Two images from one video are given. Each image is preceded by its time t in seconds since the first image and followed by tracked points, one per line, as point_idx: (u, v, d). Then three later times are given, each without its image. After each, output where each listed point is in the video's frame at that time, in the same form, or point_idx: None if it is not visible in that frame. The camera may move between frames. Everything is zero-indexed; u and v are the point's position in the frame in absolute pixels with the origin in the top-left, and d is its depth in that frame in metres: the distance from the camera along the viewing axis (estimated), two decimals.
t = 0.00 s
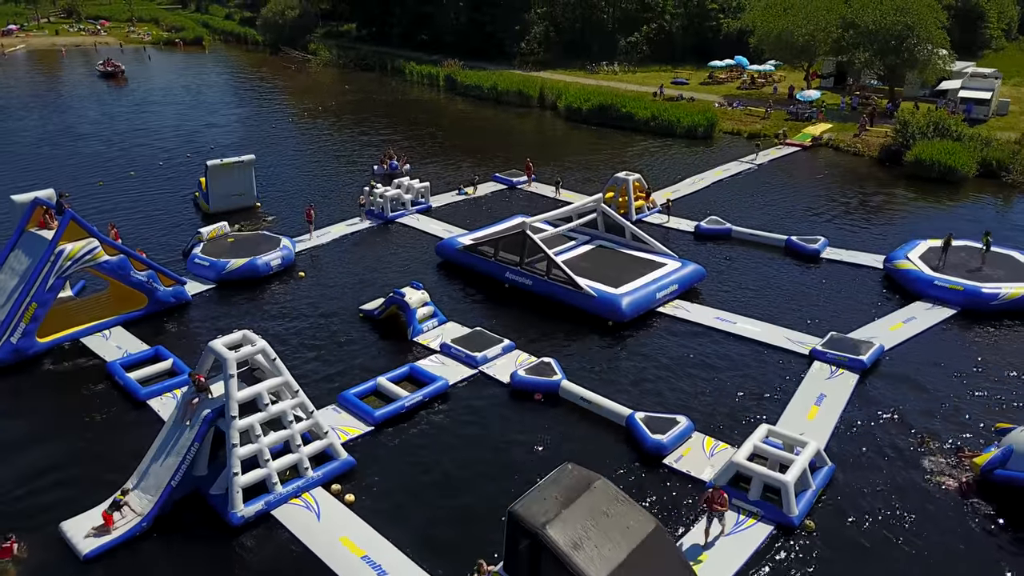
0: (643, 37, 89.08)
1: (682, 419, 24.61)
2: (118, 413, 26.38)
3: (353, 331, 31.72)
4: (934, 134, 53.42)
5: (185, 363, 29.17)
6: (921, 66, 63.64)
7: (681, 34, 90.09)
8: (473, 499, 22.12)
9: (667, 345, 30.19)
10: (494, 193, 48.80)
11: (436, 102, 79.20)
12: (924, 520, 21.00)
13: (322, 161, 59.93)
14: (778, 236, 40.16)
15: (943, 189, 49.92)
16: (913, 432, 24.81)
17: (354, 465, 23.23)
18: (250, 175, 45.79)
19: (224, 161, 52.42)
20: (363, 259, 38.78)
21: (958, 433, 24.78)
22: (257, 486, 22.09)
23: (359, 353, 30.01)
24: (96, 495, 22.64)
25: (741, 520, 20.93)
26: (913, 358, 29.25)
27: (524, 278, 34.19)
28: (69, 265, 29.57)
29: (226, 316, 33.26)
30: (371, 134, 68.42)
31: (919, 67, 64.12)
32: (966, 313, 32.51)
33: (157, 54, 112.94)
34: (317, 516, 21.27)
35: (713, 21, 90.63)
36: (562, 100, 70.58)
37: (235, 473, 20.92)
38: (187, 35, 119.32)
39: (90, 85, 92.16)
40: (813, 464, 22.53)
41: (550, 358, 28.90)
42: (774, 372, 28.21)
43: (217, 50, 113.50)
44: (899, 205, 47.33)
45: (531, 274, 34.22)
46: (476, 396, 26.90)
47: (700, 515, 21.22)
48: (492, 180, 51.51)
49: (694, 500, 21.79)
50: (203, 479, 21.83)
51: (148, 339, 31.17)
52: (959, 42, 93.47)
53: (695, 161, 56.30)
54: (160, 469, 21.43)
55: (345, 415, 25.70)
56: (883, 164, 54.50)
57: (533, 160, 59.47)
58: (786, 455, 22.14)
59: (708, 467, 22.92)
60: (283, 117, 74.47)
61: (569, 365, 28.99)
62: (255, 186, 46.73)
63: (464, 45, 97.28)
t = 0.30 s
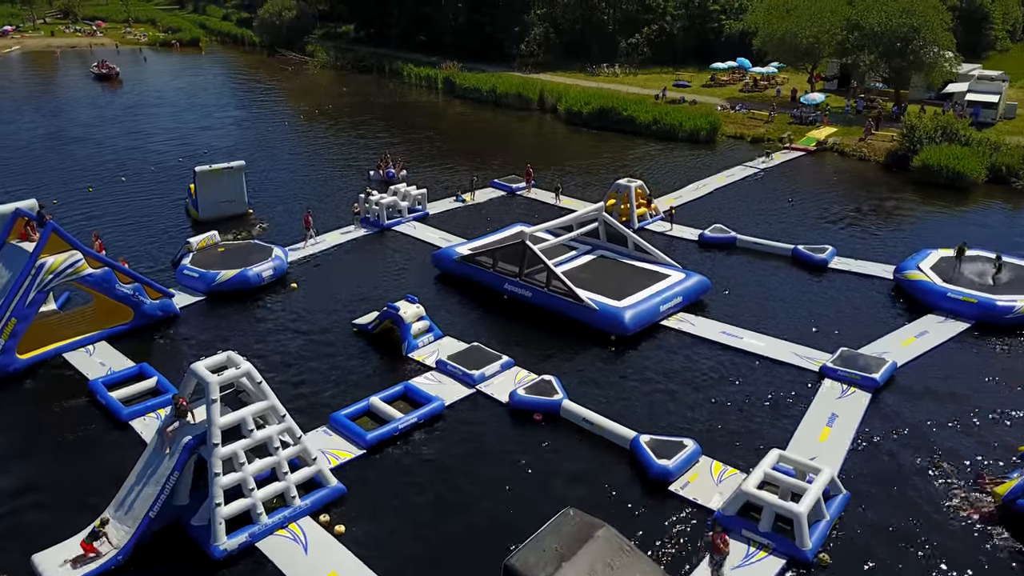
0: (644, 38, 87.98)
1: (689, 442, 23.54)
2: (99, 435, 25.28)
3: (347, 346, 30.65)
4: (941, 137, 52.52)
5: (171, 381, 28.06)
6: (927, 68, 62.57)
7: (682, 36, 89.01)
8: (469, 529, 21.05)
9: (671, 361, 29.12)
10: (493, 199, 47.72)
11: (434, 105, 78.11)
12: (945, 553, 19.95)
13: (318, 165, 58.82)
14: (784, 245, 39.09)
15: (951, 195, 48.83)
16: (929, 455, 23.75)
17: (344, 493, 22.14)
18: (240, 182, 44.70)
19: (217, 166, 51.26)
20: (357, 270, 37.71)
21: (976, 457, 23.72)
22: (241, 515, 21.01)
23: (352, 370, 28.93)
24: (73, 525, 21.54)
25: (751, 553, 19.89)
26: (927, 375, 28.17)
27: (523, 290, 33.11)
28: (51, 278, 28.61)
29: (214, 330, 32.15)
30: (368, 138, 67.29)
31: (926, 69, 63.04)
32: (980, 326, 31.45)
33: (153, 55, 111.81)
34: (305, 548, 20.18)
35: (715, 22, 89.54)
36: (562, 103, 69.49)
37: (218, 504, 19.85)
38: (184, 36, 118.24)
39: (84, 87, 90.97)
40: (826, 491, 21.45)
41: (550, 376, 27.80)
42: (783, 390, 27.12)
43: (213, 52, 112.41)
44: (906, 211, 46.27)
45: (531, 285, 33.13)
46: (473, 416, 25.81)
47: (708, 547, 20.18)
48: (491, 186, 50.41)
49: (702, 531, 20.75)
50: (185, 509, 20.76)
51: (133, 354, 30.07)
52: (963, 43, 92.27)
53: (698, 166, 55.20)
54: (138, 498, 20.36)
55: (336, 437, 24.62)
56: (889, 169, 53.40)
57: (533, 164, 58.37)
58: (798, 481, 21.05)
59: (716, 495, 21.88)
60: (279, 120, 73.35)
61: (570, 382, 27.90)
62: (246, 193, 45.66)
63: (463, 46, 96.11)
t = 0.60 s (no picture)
0: (644, 39, 86.89)
1: (695, 469, 22.45)
2: (77, 457, 24.13)
3: (339, 363, 29.54)
4: (949, 142, 51.38)
5: (154, 400, 26.92)
6: (933, 71, 61.49)
7: (683, 37, 87.98)
8: (465, 562, 19.95)
9: (675, 379, 28.04)
10: (491, 206, 46.64)
11: (432, 107, 77.01)
12: None
13: (312, 169, 57.66)
14: (791, 255, 38.00)
15: (959, 202, 47.71)
16: (947, 481, 22.67)
17: (333, 523, 21.03)
18: (230, 190, 43.51)
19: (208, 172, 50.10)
20: (351, 281, 36.60)
21: (997, 484, 22.65)
22: (222, 549, 19.89)
23: (344, 388, 27.82)
24: (45, 557, 20.36)
25: None
26: (941, 393, 27.07)
27: (522, 302, 32.02)
28: (29, 293, 27.55)
29: (201, 345, 31.02)
30: (364, 141, 66.12)
31: (932, 72, 61.93)
32: (995, 341, 30.36)
33: (149, 57, 110.62)
34: None
35: (716, 23, 88.40)
36: (562, 106, 68.37)
37: (197, 539, 18.74)
38: (179, 37, 117.11)
39: (77, 89, 89.73)
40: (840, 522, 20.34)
41: (549, 395, 26.71)
42: (793, 411, 26.02)
43: (210, 53, 111.21)
44: (913, 217, 45.19)
45: (530, 298, 32.02)
46: (469, 438, 24.71)
47: None
48: (489, 192, 49.29)
49: (710, 565, 19.68)
50: (163, 542, 19.66)
51: (116, 372, 28.90)
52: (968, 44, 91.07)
53: (700, 171, 54.10)
54: (113, 532, 19.25)
55: (325, 462, 23.52)
56: (896, 174, 52.31)
57: (532, 169, 57.24)
58: (810, 512, 19.94)
59: (724, 525, 20.80)
60: (274, 123, 72.17)
61: (571, 401, 26.78)
62: (237, 200, 44.50)
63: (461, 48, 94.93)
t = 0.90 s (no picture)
0: (645, 41, 85.77)
1: (702, 498, 21.33)
2: (52, 483, 22.95)
3: (329, 380, 28.39)
4: (958, 147, 50.20)
5: (136, 421, 25.74)
6: (940, 74, 60.40)
7: (684, 38, 86.97)
8: None
9: (680, 398, 26.92)
10: (489, 214, 45.51)
11: (430, 110, 75.85)
12: None
13: (307, 174, 56.49)
14: (798, 265, 36.92)
15: (970, 209, 46.57)
16: (967, 512, 21.59)
17: (319, 557, 19.82)
18: (219, 197, 42.39)
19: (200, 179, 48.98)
20: (344, 292, 35.46)
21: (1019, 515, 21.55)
22: None
23: (335, 409, 26.69)
24: None
25: None
26: (959, 414, 25.95)
27: (521, 316, 30.91)
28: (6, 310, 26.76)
29: (188, 361, 29.88)
30: (361, 145, 64.93)
31: (939, 75, 60.81)
32: (1012, 358, 29.25)
33: (145, 59, 109.44)
34: None
35: (718, 25, 87.30)
36: (562, 109, 67.24)
37: None
38: (175, 39, 115.96)
39: (70, 91, 88.54)
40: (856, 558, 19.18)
41: (549, 416, 25.58)
42: (803, 434, 24.89)
43: (206, 55, 110.01)
44: (922, 224, 44.07)
45: (529, 312, 30.92)
46: (464, 463, 23.58)
47: None
48: (487, 199, 48.16)
49: None
50: None
51: (98, 391, 27.77)
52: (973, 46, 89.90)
53: (703, 176, 52.94)
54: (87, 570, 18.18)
55: (313, 490, 22.41)
56: (903, 180, 51.20)
57: (531, 173, 56.07)
58: (824, 548, 18.80)
59: (733, 561, 19.67)
60: (269, 126, 70.95)
61: (571, 423, 25.65)
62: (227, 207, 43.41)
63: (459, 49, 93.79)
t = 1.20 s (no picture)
0: (646, 43, 84.62)
1: (710, 531, 20.16)
2: (25, 512, 21.79)
3: (319, 400, 27.21)
4: (968, 152, 49.08)
5: (117, 444, 24.60)
6: (948, 77, 59.29)
7: (686, 40, 85.92)
8: None
9: (686, 419, 25.77)
10: (487, 221, 44.37)
11: (429, 113, 74.67)
12: None
13: (302, 179, 55.35)
14: (806, 277, 35.81)
15: (980, 216, 45.42)
16: (990, 546, 20.45)
17: None
18: (206, 205, 41.23)
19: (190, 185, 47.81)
20: (337, 305, 34.31)
21: None
22: None
23: (325, 431, 25.51)
24: None
25: None
26: (978, 437, 24.78)
27: (520, 331, 29.75)
28: None
29: (173, 379, 28.69)
30: (357, 149, 63.77)
31: (946, 77, 59.71)
32: None
33: (141, 60, 108.30)
34: None
35: (720, 27, 86.30)
36: (562, 112, 66.12)
37: None
38: (171, 40, 114.83)
39: (63, 93, 87.28)
40: None
41: (549, 440, 24.41)
42: (815, 459, 23.73)
43: (202, 56, 108.84)
44: (932, 231, 42.95)
45: (529, 327, 29.77)
46: (459, 491, 22.39)
47: None
48: (486, 206, 47.00)
49: None
50: None
51: (78, 412, 26.58)
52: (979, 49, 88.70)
53: (707, 182, 51.79)
54: None
55: (300, 520, 21.25)
56: (911, 186, 50.07)
57: (530, 178, 54.89)
58: None
59: None
60: (264, 130, 69.76)
61: (572, 446, 24.47)
62: (216, 215, 42.29)
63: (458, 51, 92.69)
